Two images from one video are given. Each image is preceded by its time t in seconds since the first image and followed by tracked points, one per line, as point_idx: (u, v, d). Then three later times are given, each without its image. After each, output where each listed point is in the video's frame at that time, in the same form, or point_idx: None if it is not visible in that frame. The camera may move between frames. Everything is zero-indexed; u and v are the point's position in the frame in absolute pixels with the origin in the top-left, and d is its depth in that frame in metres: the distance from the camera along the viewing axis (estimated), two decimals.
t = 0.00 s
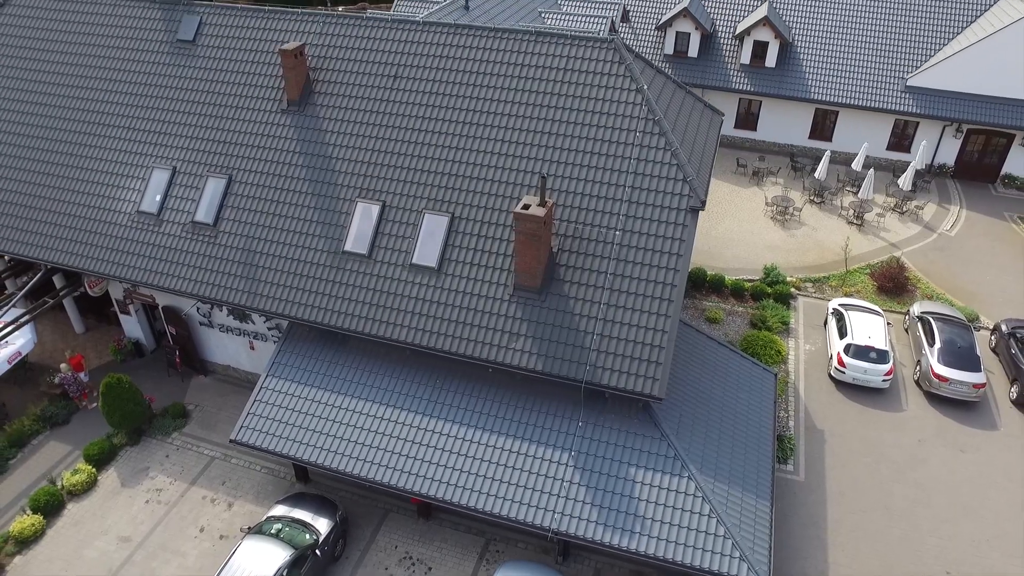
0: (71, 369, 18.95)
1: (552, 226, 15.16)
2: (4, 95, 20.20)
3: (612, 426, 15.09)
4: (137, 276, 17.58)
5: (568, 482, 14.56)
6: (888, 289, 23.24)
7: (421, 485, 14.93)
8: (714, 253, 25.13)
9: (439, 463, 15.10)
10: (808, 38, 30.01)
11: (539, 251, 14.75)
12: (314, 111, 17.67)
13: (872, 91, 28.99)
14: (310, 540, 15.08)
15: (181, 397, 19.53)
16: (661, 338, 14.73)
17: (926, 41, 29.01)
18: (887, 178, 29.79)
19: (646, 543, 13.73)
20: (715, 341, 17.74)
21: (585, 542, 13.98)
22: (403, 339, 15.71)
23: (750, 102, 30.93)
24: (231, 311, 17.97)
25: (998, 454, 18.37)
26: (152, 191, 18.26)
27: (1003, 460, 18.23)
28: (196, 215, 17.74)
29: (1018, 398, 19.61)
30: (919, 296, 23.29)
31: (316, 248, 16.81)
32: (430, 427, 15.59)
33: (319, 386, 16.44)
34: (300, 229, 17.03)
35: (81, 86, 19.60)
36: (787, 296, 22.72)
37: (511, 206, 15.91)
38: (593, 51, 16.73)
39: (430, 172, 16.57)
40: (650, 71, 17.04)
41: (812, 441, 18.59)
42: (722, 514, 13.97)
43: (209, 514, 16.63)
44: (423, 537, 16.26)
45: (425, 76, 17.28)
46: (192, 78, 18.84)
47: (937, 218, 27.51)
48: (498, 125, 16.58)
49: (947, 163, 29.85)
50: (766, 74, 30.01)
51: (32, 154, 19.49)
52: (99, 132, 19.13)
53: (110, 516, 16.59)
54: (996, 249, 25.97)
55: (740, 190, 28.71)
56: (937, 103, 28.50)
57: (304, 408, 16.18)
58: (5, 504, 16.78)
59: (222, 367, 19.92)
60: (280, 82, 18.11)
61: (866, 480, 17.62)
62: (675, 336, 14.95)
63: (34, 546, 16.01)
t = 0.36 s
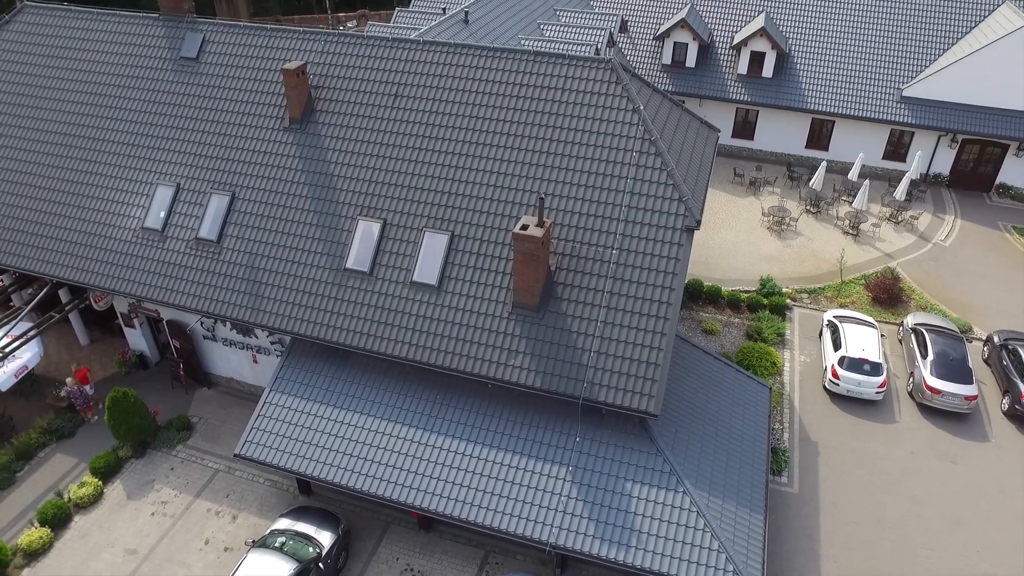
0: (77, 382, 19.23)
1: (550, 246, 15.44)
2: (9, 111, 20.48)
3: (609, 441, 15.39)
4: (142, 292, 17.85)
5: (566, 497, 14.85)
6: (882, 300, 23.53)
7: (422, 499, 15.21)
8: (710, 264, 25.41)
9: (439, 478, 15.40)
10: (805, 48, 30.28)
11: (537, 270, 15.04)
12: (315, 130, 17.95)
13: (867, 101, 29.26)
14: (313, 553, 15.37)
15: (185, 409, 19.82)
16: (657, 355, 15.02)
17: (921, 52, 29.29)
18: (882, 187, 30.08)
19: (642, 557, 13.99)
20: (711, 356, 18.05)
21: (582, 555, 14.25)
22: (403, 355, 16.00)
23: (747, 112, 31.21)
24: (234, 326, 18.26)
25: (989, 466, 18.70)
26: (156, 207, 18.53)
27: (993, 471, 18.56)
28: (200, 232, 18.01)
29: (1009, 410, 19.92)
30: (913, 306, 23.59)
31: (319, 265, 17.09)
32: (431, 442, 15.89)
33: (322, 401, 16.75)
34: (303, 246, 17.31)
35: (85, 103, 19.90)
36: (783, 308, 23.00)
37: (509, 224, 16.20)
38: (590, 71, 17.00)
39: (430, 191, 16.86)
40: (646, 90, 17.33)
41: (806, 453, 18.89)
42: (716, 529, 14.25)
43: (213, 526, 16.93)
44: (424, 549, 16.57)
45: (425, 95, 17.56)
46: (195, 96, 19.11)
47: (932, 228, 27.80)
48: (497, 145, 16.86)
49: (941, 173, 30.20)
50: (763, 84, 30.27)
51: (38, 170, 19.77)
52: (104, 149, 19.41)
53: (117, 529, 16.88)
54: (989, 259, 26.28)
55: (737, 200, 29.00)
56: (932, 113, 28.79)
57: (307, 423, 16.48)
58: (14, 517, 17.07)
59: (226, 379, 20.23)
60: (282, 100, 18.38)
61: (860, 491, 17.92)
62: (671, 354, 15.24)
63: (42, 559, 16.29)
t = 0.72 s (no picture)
0: (82, 395, 19.54)
1: (547, 265, 15.72)
2: (14, 127, 20.77)
3: (605, 456, 15.70)
4: (146, 307, 18.12)
5: (562, 511, 15.14)
6: (876, 312, 23.82)
7: (421, 513, 15.50)
8: (707, 275, 25.71)
9: (438, 492, 15.68)
10: (801, 58, 30.55)
11: (535, 289, 15.34)
12: (316, 147, 18.23)
13: (863, 112, 29.53)
14: (314, 566, 15.69)
15: (188, 421, 20.13)
16: (651, 373, 15.31)
17: (916, 62, 29.56)
18: (878, 196, 30.37)
19: (637, 570, 14.29)
20: (706, 370, 18.37)
21: (578, 569, 14.55)
22: (403, 371, 16.29)
23: (744, 121, 31.51)
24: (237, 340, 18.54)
25: (979, 477, 19.02)
26: (160, 223, 18.79)
27: (983, 483, 18.88)
28: (203, 248, 18.28)
29: (999, 422, 20.22)
30: (906, 317, 23.89)
31: (320, 282, 17.38)
32: (430, 457, 16.19)
33: (323, 415, 17.05)
34: (304, 263, 17.60)
35: (90, 119, 20.20)
36: (778, 319, 23.31)
37: (508, 242, 16.49)
38: (587, 91, 17.29)
39: (429, 209, 17.14)
40: (642, 110, 17.62)
41: (800, 465, 19.20)
42: (709, 543, 14.54)
43: (217, 538, 17.24)
44: (424, 561, 16.88)
45: (424, 114, 17.84)
46: (198, 113, 19.42)
47: (926, 238, 28.10)
48: (495, 164, 17.14)
49: (936, 182, 30.47)
50: (760, 94, 30.55)
51: (43, 185, 20.04)
52: (108, 165, 19.72)
53: (122, 541, 17.18)
54: (983, 269, 26.58)
55: (733, 209, 29.30)
56: (927, 123, 29.07)
57: (309, 438, 16.78)
58: (21, 529, 17.37)
59: (228, 392, 20.53)
60: (283, 118, 18.66)
61: (852, 503, 18.22)
62: (665, 371, 15.52)
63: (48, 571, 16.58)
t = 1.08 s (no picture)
0: (88, 408, 19.84)
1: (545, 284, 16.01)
2: (20, 143, 21.05)
3: (601, 471, 16.01)
4: (151, 322, 18.41)
5: (559, 525, 15.43)
6: (871, 323, 24.11)
7: (421, 526, 15.79)
8: (704, 285, 26.02)
9: (438, 506, 15.99)
10: (798, 68, 30.82)
11: (533, 308, 15.65)
12: (318, 165, 18.53)
13: (859, 122, 29.82)
14: None
15: (192, 433, 20.44)
16: (647, 390, 15.61)
17: (911, 73, 29.84)
18: (874, 206, 30.67)
19: None
20: (701, 385, 18.71)
21: None
22: (404, 387, 16.60)
23: (741, 131, 31.81)
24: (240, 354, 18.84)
25: (971, 489, 19.33)
26: (164, 239, 19.08)
27: (975, 494, 19.19)
28: (207, 264, 18.57)
29: (991, 433, 20.53)
30: (900, 328, 24.19)
31: (322, 298, 17.67)
32: (430, 471, 16.50)
33: (326, 430, 17.37)
34: (306, 279, 17.90)
35: (94, 135, 20.49)
36: (774, 330, 23.62)
37: (506, 261, 16.78)
38: (585, 110, 17.57)
39: (430, 227, 17.44)
40: (639, 129, 17.91)
41: (794, 476, 19.50)
42: (703, 557, 14.83)
43: (221, 550, 17.55)
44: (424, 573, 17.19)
45: (424, 133, 18.13)
46: (201, 130, 19.70)
47: (921, 248, 28.41)
48: (495, 183, 17.43)
49: (932, 192, 30.82)
50: (757, 104, 30.84)
51: (49, 201, 20.32)
52: (113, 181, 20.01)
53: (128, 552, 17.48)
54: (977, 279, 26.88)
55: (730, 219, 29.60)
56: (923, 134, 29.37)
57: (311, 452, 17.09)
58: (28, 541, 17.67)
59: (232, 404, 20.86)
60: (286, 136, 18.95)
61: (846, 515, 18.51)
62: (661, 388, 15.82)
63: None
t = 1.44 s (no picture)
0: (95, 423, 20.15)
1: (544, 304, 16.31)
2: (28, 161, 21.37)
3: (599, 487, 16.31)
4: (156, 339, 18.70)
5: (558, 540, 15.71)
6: (866, 335, 24.40)
7: (423, 541, 16.07)
8: (702, 297, 26.32)
9: (439, 521, 16.27)
10: (795, 80, 31.09)
11: (532, 328, 15.94)
12: (320, 184, 18.82)
13: (856, 134, 30.11)
14: None
15: (197, 447, 20.75)
16: (644, 408, 15.90)
17: (908, 85, 30.12)
18: (870, 216, 30.97)
19: None
20: (697, 401, 19.04)
21: None
22: (406, 405, 16.88)
23: (739, 142, 32.11)
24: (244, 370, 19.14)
25: (964, 502, 19.62)
26: (169, 257, 19.39)
27: (968, 508, 19.48)
28: (212, 282, 18.87)
29: (984, 446, 20.82)
30: (895, 340, 24.47)
31: (325, 316, 17.97)
32: (432, 487, 16.80)
33: (329, 446, 17.67)
34: (309, 297, 18.19)
35: (101, 153, 20.81)
36: (770, 343, 23.92)
37: (506, 280, 17.09)
38: (583, 131, 17.86)
39: (430, 247, 17.74)
40: (636, 149, 18.20)
41: (789, 490, 19.81)
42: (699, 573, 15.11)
43: (226, 563, 17.86)
44: None
45: (425, 153, 18.42)
46: (205, 148, 20.01)
47: (917, 259, 28.70)
48: (495, 203, 17.73)
49: (928, 203, 31.14)
50: (755, 115, 31.12)
51: (56, 218, 20.63)
52: (119, 198, 20.33)
53: (134, 566, 17.79)
54: (972, 290, 27.17)
55: (728, 230, 29.91)
56: (919, 145, 29.65)
57: (315, 467, 17.39)
58: (37, 554, 17.99)
59: (236, 417, 21.19)
60: (289, 156, 19.24)
61: (840, 528, 18.81)
62: (658, 406, 16.11)
63: None
